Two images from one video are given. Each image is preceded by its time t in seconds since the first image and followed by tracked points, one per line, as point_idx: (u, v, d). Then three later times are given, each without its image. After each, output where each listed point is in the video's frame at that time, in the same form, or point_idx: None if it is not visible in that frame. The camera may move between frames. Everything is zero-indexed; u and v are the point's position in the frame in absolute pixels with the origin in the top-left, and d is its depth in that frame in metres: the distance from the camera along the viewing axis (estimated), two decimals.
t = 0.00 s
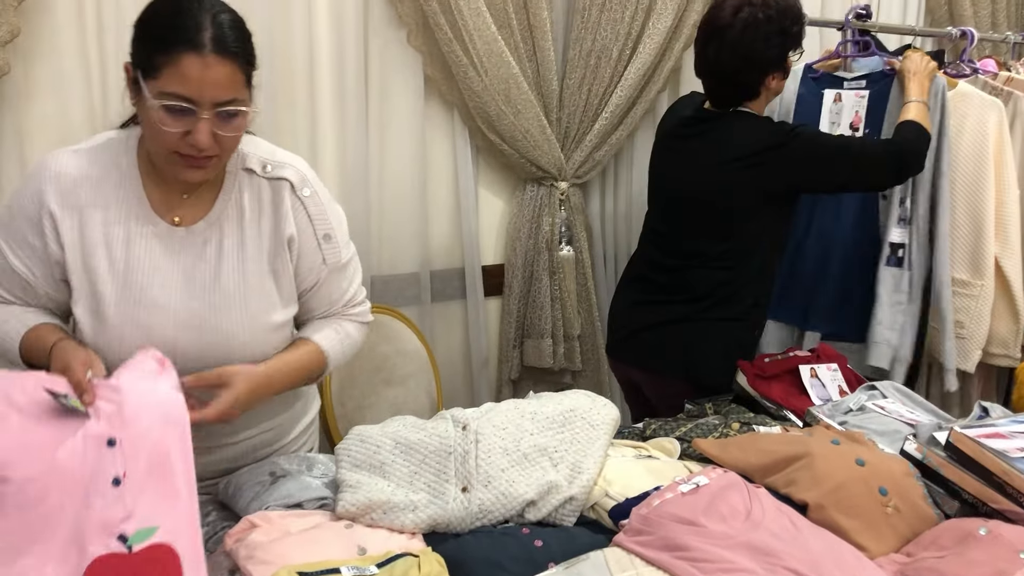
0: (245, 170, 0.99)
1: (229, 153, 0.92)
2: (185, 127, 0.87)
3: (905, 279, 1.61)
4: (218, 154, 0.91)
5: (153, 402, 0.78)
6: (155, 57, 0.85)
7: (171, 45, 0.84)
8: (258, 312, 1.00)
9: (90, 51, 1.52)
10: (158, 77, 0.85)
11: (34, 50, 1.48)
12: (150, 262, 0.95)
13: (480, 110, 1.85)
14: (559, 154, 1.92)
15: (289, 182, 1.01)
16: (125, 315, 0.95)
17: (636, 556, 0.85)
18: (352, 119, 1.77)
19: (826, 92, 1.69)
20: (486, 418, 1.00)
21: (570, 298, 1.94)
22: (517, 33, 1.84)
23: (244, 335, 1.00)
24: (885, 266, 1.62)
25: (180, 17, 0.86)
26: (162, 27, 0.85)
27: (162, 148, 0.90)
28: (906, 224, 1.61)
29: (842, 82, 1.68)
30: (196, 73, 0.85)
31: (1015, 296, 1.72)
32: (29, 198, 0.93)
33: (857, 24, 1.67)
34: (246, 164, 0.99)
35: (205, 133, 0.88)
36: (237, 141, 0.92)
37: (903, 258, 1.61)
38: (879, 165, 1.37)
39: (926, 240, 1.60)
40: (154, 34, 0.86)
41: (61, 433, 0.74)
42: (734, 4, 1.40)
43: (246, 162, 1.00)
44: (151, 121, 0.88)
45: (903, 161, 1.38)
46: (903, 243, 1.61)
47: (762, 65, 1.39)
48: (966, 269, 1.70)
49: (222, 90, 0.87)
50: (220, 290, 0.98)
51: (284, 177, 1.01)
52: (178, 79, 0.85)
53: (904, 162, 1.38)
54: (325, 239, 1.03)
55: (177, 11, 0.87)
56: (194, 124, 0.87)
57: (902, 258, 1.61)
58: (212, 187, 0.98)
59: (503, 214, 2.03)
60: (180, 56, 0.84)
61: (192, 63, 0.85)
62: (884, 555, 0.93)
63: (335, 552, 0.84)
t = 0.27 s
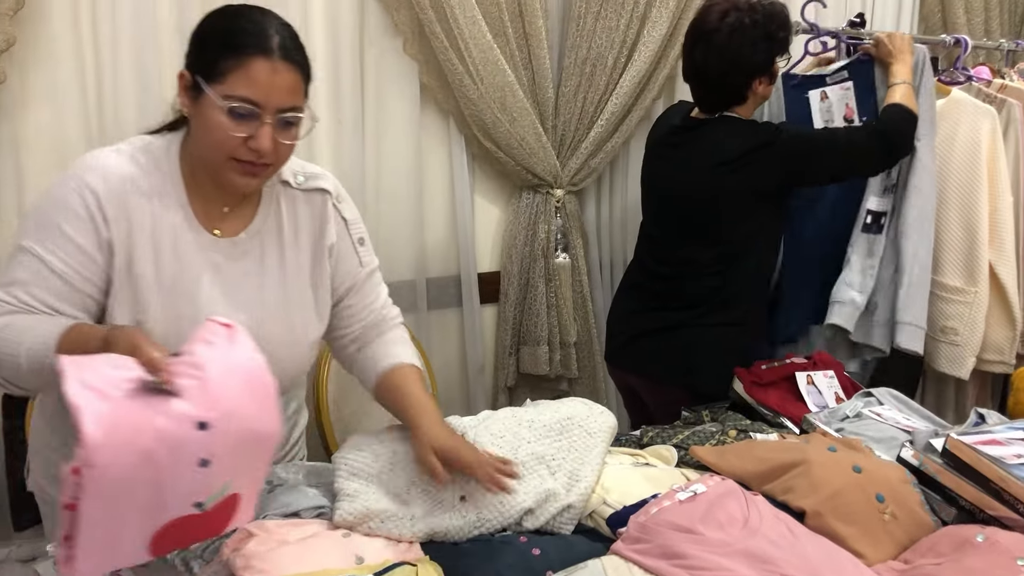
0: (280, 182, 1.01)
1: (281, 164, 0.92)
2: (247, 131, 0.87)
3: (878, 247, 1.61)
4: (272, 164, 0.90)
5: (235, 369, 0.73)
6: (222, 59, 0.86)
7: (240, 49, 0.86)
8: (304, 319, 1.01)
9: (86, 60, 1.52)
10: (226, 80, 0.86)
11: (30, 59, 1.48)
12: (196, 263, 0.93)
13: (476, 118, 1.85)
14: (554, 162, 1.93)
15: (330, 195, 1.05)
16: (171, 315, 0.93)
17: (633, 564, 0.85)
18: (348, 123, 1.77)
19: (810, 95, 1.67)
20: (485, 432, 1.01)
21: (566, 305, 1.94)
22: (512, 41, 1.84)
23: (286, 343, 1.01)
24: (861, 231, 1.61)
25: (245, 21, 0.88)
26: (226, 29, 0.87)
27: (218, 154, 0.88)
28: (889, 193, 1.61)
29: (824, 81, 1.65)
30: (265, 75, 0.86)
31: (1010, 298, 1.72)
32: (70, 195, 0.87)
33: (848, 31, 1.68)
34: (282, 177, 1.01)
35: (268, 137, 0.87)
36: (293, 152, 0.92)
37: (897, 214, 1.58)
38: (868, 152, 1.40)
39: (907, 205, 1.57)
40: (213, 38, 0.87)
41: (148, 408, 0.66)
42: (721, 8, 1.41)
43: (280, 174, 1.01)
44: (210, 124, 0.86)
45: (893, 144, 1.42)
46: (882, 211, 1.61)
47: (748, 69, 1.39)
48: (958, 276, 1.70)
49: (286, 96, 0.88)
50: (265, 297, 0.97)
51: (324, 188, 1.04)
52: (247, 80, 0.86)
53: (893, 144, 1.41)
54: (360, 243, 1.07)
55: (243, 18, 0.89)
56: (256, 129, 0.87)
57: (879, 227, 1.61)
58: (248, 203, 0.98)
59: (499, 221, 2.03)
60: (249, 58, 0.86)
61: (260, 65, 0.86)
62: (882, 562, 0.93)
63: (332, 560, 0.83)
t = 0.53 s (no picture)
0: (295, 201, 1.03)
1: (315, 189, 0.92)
2: (286, 154, 0.87)
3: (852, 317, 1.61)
4: (308, 188, 0.90)
5: (402, 392, 0.62)
6: (254, 81, 0.86)
7: (277, 71, 0.86)
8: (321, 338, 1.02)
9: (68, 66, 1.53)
10: (261, 102, 0.86)
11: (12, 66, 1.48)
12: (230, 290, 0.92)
13: (460, 124, 1.85)
14: (538, 168, 1.93)
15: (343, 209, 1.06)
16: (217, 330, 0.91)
17: (612, 569, 0.85)
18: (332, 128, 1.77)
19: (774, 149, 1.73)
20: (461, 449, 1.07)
21: (550, 311, 1.94)
22: (496, 48, 1.85)
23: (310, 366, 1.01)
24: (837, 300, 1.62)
25: (273, 43, 0.88)
26: (258, 52, 0.87)
27: (254, 179, 0.88)
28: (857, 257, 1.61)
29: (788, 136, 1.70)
30: (302, 96, 0.86)
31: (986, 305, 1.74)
32: (129, 223, 0.83)
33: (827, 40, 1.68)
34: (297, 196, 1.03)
35: (305, 159, 0.87)
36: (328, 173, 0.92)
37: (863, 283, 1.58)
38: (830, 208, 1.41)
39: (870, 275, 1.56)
40: (241, 61, 0.88)
41: (301, 436, 0.58)
42: (694, 16, 1.43)
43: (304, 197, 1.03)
44: (245, 147, 0.86)
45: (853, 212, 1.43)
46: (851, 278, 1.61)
47: (722, 76, 1.40)
48: (933, 282, 1.72)
49: (322, 116, 0.87)
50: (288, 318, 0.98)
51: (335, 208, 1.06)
52: (283, 100, 0.85)
53: (854, 218, 1.43)
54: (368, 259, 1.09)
55: (274, 40, 0.89)
56: (293, 151, 0.87)
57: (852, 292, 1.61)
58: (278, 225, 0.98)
59: (483, 228, 2.04)
60: (281, 79, 0.86)
61: (296, 86, 0.86)
62: (859, 566, 0.94)
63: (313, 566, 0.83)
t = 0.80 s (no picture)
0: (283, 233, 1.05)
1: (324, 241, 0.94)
2: (298, 211, 0.89)
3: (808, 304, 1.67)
4: (319, 242, 0.92)
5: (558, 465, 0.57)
6: (254, 143, 0.87)
7: (277, 128, 0.87)
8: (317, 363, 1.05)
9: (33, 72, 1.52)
10: (263, 163, 0.87)
11: None
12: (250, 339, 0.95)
13: (429, 132, 1.86)
14: (508, 176, 1.94)
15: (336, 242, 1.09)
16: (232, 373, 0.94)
17: None
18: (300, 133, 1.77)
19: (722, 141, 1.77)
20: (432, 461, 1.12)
21: (520, 318, 1.95)
22: (465, 56, 1.86)
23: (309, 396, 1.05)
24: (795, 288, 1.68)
25: (264, 99, 0.89)
26: (253, 112, 0.88)
27: (267, 243, 0.90)
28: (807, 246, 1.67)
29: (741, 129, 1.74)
30: (304, 152, 0.88)
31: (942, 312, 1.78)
32: (181, 304, 0.84)
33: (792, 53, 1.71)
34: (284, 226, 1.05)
35: (315, 215, 0.90)
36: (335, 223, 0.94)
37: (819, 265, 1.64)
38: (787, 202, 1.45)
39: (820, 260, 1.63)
40: (235, 121, 0.89)
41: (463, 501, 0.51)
42: (658, 27, 1.44)
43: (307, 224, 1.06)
44: (252, 212, 0.88)
45: (809, 198, 1.47)
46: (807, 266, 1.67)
47: (682, 89, 1.42)
48: (892, 290, 1.75)
49: (325, 168, 0.90)
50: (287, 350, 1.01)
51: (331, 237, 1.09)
52: (289, 160, 0.87)
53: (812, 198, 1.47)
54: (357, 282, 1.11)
55: (265, 94, 0.90)
56: (302, 209, 0.89)
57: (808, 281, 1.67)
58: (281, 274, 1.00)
59: (453, 234, 2.04)
60: (280, 138, 0.87)
61: (298, 142, 0.88)
62: (818, 571, 0.95)
63: None
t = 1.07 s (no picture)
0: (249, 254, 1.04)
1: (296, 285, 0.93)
2: (266, 259, 0.88)
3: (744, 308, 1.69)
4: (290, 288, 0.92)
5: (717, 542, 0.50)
6: (220, 194, 0.86)
7: (241, 176, 0.86)
8: (285, 383, 1.04)
9: None
10: (228, 213, 0.86)
11: None
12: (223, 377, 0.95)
13: (389, 136, 1.85)
14: (468, 181, 1.94)
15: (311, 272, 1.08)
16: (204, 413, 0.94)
17: None
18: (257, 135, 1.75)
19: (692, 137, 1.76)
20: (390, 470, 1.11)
21: (480, 323, 1.95)
22: (425, 61, 1.85)
23: (276, 422, 1.05)
24: (723, 295, 1.70)
25: (229, 143, 0.87)
26: (218, 158, 0.86)
27: (236, 292, 0.89)
28: (747, 255, 1.70)
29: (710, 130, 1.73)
30: (270, 201, 0.87)
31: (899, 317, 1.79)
32: (162, 370, 0.84)
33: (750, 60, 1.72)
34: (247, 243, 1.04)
35: (284, 263, 0.89)
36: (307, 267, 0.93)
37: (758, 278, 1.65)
38: (735, 212, 1.43)
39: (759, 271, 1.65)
40: (198, 168, 0.87)
41: None
42: (607, 36, 1.45)
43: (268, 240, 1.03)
44: (219, 261, 0.87)
45: (759, 210, 1.45)
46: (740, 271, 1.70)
47: (633, 97, 1.43)
48: (850, 296, 1.78)
49: (292, 214, 0.88)
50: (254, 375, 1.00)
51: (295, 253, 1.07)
52: (255, 210, 0.86)
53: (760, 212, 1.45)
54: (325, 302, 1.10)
55: (230, 137, 0.88)
56: (270, 257, 0.88)
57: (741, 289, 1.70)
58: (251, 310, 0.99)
59: (413, 239, 2.03)
60: (246, 187, 0.86)
61: (264, 189, 0.86)
62: (770, 571, 0.96)
63: None
